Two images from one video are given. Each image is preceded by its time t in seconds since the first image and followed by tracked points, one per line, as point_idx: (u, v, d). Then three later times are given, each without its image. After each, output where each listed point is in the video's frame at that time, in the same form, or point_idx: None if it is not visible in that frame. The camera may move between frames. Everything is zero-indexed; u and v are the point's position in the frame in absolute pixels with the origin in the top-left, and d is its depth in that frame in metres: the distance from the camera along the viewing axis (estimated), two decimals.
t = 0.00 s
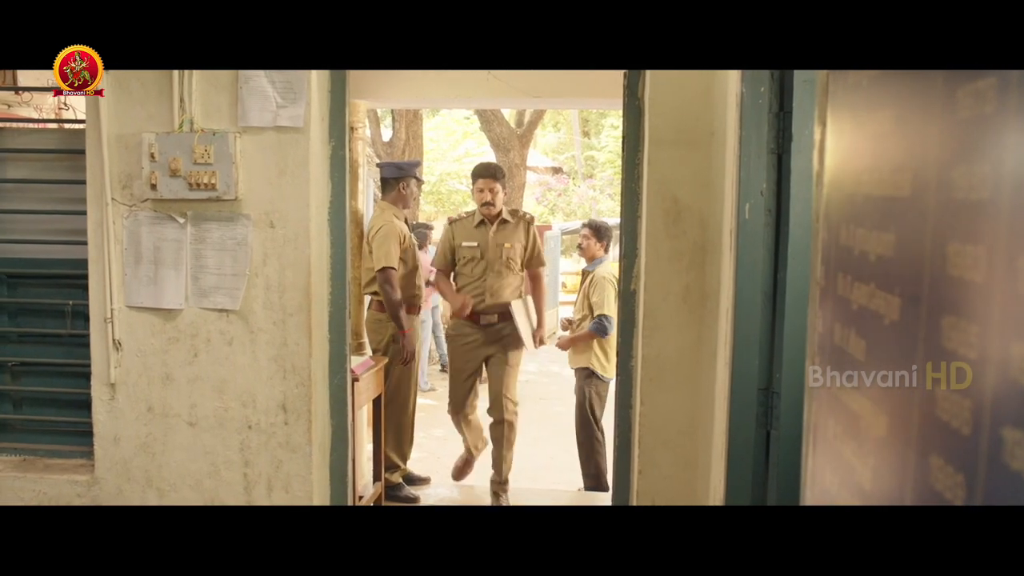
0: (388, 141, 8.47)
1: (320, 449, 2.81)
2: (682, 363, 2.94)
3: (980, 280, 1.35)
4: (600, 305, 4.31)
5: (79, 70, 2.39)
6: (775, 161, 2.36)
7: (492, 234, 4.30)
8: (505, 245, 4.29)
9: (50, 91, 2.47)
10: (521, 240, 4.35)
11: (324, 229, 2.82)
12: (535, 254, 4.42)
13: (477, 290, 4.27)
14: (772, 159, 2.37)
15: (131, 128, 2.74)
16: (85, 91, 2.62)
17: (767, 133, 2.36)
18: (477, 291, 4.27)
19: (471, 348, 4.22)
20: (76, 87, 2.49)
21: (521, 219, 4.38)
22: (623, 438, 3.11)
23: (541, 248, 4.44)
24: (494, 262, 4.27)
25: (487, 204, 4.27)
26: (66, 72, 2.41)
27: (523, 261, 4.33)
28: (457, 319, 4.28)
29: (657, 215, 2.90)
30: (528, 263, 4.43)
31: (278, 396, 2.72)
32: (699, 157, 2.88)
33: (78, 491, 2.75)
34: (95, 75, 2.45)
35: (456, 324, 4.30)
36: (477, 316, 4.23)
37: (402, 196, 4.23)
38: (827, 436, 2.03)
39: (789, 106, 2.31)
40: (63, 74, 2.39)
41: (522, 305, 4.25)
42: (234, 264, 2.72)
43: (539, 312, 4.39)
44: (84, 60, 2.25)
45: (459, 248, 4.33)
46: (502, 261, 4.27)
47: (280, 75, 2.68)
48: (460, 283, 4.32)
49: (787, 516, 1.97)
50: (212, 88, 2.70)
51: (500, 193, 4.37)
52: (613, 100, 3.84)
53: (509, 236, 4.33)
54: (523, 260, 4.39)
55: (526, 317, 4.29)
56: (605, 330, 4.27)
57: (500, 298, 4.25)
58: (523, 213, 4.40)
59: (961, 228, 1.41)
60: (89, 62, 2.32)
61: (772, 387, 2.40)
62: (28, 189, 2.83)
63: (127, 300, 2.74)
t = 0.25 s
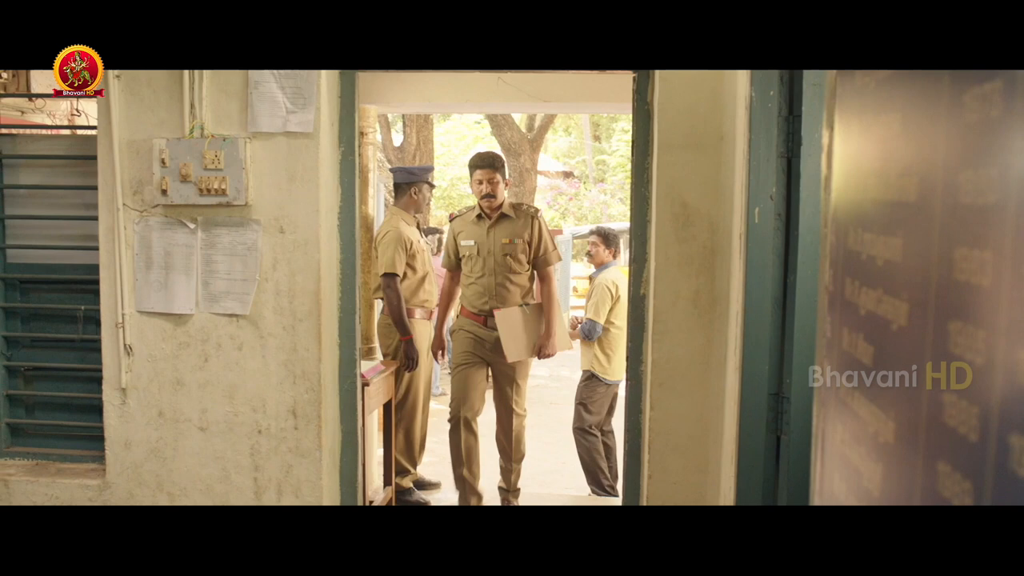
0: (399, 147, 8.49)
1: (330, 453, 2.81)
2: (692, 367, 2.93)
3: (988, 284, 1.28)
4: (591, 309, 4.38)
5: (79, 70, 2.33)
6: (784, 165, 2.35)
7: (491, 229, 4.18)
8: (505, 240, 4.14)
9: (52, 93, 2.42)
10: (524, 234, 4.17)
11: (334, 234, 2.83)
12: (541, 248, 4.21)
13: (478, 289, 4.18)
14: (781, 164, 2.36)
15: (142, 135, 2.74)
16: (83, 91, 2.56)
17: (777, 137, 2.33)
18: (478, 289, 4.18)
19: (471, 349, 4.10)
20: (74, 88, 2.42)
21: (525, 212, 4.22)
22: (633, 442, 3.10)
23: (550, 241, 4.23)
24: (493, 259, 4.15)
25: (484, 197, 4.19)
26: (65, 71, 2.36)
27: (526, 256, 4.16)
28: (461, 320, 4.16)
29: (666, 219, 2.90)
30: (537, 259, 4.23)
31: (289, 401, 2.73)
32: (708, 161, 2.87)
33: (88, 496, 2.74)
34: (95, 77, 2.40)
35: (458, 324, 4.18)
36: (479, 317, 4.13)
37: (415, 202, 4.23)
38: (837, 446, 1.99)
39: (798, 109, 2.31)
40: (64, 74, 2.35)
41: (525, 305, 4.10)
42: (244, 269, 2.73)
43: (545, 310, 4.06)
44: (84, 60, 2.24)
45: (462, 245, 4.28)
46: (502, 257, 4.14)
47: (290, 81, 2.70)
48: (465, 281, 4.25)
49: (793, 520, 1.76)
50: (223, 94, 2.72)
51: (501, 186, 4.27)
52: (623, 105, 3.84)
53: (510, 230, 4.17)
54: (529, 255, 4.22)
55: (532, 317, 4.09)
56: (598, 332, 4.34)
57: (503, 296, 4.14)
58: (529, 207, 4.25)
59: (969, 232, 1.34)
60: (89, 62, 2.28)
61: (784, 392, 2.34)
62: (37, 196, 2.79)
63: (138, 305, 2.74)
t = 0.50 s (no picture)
0: (422, 156, 8.54)
1: (351, 461, 2.82)
2: (712, 376, 2.91)
3: (1000, 294, 1.47)
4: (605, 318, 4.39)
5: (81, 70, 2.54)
6: (805, 173, 2.26)
7: (490, 253, 3.65)
8: (505, 264, 3.60)
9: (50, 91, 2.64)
10: (528, 257, 3.61)
11: (355, 243, 2.84)
12: (547, 272, 3.62)
13: (478, 320, 3.63)
14: (801, 171, 2.27)
15: (166, 145, 2.77)
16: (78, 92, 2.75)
17: (796, 144, 2.25)
18: (479, 321, 3.63)
19: (474, 386, 3.55)
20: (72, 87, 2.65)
21: (527, 233, 3.64)
22: (653, 451, 3.09)
23: (557, 265, 3.63)
24: (494, 287, 3.60)
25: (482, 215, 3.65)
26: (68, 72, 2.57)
27: (531, 281, 3.61)
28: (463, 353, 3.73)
29: (686, 228, 2.89)
30: (543, 284, 3.64)
31: (310, 409, 2.74)
32: (728, 169, 2.87)
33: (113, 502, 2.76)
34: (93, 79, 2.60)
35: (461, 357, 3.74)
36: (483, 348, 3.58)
37: (438, 210, 4.24)
38: (850, 444, 2.15)
39: (818, 116, 2.23)
40: (64, 74, 2.57)
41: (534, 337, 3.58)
42: (266, 278, 2.75)
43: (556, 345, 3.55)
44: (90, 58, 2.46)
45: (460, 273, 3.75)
46: (503, 284, 3.59)
47: (312, 92, 2.72)
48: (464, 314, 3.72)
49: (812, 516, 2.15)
50: (245, 105, 2.75)
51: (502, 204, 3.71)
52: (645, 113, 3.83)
53: (512, 253, 3.62)
54: (534, 280, 3.63)
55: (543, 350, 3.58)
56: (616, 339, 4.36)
57: (507, 329, 3.57)
58: (532, 227, 3.67)
59: (986, 242, 1.51)
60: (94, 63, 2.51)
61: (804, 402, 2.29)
62: (63, 205, 2.81)
63: (162, 313, 2.77)
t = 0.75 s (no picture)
0: (467, 162, 8.64)
1: (390, 465, 2.84)
2: (752, 384, 2.89)
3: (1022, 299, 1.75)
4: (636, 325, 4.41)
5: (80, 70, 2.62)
6: (846, 180, 2.25)
7: (517, 244, 3.35)
8: (533, 258, 3.33)
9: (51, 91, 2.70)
10: (556, 252, 3.37)
11: (396, 250, 2.87)
12: (574, 271, 3.39)
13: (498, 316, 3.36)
14: (842, 177, 2.26)
15: (211, 153, 2.82)
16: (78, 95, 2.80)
17: (837, 150, 2.24)
18: (498, 317, 3.37)
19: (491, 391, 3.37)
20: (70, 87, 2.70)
21: (557, 225, 3.43)
22: (691, 458, 3.06)
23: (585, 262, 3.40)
24: (519, 280, 3.31)
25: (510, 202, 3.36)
26: (67, 72, 2.65)
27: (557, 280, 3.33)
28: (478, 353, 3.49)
29: (725, 235, 2.87)
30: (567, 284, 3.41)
31: (350, 414, 2.77)
32: (769, 176, 2.84)
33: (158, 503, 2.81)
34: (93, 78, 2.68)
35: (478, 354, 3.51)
36: (497, 352, 3.37)
37: (479, 215, 4.26)
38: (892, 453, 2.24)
39: (860, 122, 2.23)
40: (64, 74, 2.65)
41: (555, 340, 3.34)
42: (308, 283, 2.79)
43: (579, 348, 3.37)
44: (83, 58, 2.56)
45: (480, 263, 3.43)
46: (530, 279, 3.30)
47: (353, 100, 2.76)
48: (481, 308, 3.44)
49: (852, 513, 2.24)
50: (288, 113, 2.80)
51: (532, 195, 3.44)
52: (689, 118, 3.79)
53: (540, 246, 3.36)
54: (560, 279, 3.39)
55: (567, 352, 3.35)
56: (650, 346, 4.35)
57: (528, 328, 3.31)
58: (562, 220, 3.45)
59: (1017, 251, 1.76)
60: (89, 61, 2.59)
61: (845, 411, 2.28)
62: (112, 212, 2.88)
63: (206, 318, 2.82)
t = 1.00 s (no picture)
0: (508, 170, 8.69)
1: (428, 470, 2.86)
2: (790, 391, 2.86)
3: None
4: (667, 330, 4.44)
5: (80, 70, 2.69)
6: (884, 185, 2.26)
7: (546, 262, 2.96)
8: (563, 279, 2.92)
9: (51, 91, 2.80)
10: (590, 273, 2.97)
11: (434, 256, 2.89)
12: (607, 296, 2.99)
13: (519, 342, 2.92)
14: (881, 182, 2.27)
15: (253, 160, 2.87)
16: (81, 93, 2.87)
17: (876, 155, 2.26)
18: (519, 344, 2.92)
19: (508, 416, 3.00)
20: (74, 87, 2.80)
21: (591, 244, 3.03)
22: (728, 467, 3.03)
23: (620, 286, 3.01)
24: (548, 304, 2.91)
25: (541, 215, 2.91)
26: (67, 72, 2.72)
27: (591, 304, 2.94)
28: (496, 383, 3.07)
29: (764, 242, 2.85)
30: (597, 311, 3.01)
31: (388, 418, 2.80)
32: (808, 183, 2.81)
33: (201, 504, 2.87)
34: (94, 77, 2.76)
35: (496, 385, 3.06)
36: (518, 385, 2.94)
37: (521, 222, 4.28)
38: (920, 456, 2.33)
39: (898, 127, 2.24)
40: (64, 74, 2.72)
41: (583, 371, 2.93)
42: (347, 289, 2.82)
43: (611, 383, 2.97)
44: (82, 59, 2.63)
45: (501, 281, 3.00)
46: (560, 302, 2.91)
47: (392, 108, 2.80)
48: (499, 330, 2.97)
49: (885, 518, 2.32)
50: (329, 121, 2.84)
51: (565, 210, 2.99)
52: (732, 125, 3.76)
53: (571, 267, 2.96)
54: (591, 304, 2.97)
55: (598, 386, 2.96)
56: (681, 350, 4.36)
57: (553, 358, 2.88)
58: (596, 240, 3.05)
59: None
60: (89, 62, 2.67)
61: (884, 420, 2.30)
62: (159, 219, 2.94)
63: (248, 322, 2.86)
